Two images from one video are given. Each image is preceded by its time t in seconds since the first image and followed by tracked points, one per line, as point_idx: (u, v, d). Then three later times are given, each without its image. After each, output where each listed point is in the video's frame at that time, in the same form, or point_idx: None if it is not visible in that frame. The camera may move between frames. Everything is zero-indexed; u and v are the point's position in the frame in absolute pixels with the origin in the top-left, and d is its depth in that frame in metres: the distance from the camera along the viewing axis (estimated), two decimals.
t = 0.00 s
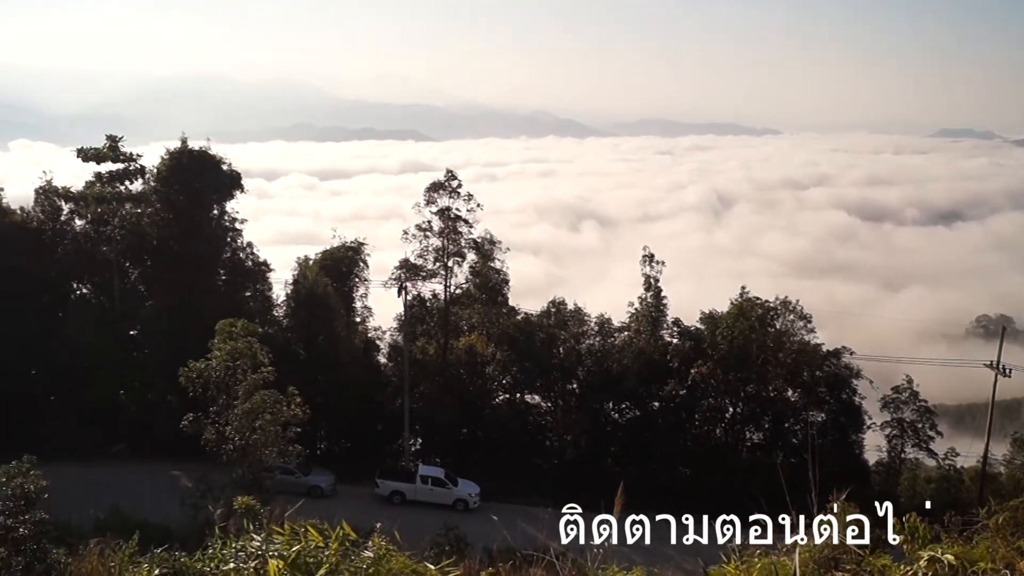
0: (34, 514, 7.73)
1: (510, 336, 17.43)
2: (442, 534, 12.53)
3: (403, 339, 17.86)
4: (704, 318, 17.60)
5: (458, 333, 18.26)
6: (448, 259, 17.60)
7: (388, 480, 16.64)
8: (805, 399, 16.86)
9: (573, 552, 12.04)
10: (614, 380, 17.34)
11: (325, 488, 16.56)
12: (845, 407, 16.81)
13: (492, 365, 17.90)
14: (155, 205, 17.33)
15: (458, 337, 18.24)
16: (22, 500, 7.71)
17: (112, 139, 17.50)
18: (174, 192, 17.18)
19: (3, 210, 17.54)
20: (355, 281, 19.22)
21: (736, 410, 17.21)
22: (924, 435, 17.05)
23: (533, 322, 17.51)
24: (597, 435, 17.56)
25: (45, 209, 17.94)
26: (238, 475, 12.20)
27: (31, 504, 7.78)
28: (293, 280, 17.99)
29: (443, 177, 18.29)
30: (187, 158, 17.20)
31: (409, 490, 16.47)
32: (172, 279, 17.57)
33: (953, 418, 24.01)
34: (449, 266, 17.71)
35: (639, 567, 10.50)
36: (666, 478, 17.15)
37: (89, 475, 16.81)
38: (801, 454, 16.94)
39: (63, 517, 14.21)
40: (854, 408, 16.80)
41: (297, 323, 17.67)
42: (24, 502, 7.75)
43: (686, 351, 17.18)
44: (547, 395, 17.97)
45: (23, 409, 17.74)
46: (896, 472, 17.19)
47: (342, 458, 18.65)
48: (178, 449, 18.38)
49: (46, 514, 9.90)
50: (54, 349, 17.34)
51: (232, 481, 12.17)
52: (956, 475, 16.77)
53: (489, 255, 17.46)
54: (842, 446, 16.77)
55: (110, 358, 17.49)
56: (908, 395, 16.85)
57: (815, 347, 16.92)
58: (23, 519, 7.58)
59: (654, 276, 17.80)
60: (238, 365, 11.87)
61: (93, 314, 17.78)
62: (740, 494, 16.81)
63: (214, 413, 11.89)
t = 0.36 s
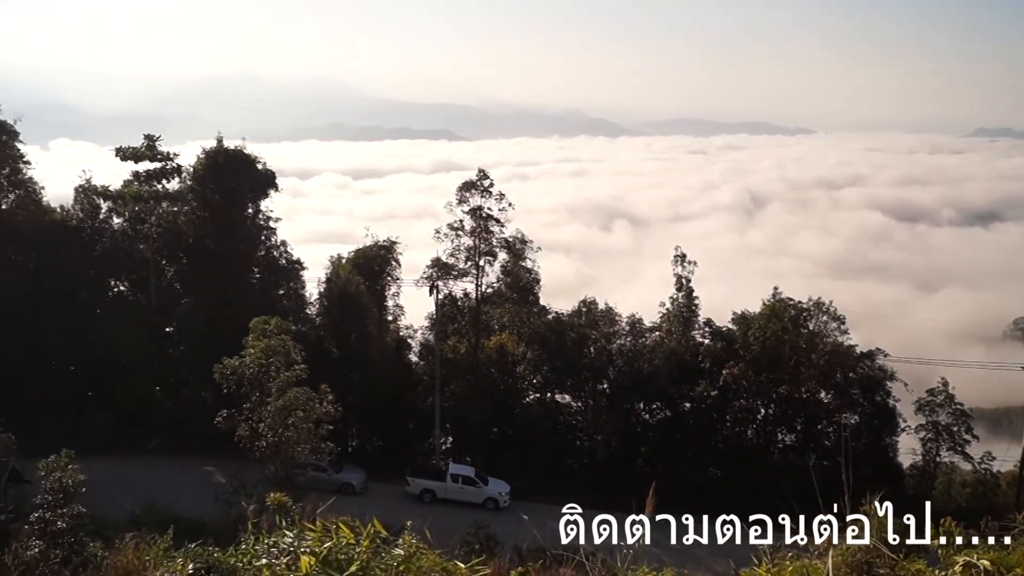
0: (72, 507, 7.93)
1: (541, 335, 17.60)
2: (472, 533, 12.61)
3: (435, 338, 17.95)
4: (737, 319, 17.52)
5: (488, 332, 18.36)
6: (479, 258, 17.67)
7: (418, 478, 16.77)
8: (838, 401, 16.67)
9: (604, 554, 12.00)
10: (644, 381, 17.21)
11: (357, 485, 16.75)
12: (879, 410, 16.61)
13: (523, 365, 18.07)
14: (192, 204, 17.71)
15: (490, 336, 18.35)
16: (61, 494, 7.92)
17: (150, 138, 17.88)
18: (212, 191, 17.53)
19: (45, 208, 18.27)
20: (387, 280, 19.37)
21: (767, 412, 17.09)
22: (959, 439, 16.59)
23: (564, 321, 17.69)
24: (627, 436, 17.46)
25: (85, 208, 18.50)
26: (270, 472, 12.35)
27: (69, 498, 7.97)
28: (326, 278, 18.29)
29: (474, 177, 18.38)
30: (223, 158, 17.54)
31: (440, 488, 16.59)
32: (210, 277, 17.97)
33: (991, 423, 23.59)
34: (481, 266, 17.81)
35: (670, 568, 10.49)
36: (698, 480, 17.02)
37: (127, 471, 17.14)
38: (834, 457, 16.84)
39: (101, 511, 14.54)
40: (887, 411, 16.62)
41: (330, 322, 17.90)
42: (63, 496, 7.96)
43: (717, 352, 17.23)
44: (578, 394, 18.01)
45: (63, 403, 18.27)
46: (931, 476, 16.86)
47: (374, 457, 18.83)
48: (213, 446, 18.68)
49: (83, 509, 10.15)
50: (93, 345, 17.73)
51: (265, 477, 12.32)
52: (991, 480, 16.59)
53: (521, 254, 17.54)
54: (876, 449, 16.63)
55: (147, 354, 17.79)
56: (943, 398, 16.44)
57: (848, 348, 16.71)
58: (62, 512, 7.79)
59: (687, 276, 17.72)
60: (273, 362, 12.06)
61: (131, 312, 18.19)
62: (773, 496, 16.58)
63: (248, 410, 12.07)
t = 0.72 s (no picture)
0: (111, 501, 8.14)
1: (574, 338, 17.47)
2: (503, 534, 12.65)
3: (467, 338, 18.04)
4: (771, 322, 17.33)
5: (520, 333, 18.38)
6: (512, 259, 17.72)
7: (450, 479, 16.86)
8: (874, 407, 16.43)
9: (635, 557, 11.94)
10: (677, 384, 17.16)
11: (389, 484, 16.89)
12: (916, 416, 16.33)
13: (555, 366, 17.95)
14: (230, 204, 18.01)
15: (522, 337, 18.34)
16: (100, 487, 8.15)
17: (189, 139, 18.17)
18: (247, 191, 17.81)
19: (87, 207, 18.67)
20: (420, 281, 19.54)
21: (802, 416, 16.91)
22: (999, 447, 16.00)
23: (597, 324, 17.48)
24: (659, 439, 17.46)
25: (125, 208, 18.85)
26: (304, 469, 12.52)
27: (109, 492, 8.18)
28: (359, 278, 18.43)
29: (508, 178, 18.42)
30: (259, 158, 17.79)
31: (471, 488, 16.66)
32: (242, 276, 18.08)
33: None
34: (513, 267, 17.85)
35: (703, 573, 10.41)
36: (730, 484, 16.97)
37: (165, 466, 17.48)
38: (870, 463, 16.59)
39: (139, 506, 14.86)
40: (925, 417, 16.31)
41: (364, 322, 18.11)
42: (102, 490, 8.19)
43: (750, 355, 17.07)
44: (609, 396, 17.92)
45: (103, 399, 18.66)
46: (969, 484, 16.44)
47: (407, 457, 18.89)
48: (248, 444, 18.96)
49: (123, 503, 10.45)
50: (133, 342, 18.10)
51: (299, 475, 12.49)
52: None
53: (554, 255, 17.57)
54: (912, 456, 16.42)
55: (185, 351, 18.09)
56: (982, 405, 15.79)
57: (885, 353, 16.41)
58: (102, 506, 8.01)
59: (720, 279, 17.57)
60: (307, 361, 12.19)
61: (169, 311, 18.40)
62: (806, 501, 16.51)
63: (282, 408, 12.24)
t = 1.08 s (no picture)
0: (149, 499, 8.38)
1: (606, 340, 17.48)
2: (535, 537, 12.70)
3: (500, 341, 18.12)
4: (806, 326, 17.23)
5: (554, 335, 18.58)
6: (546, 262, 17.78)
7: (483, 481, 16.95)
8: (911, 412, 16.29)
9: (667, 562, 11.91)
10: (712, 388, 17.10)
11: (422, 486, 17.05)
12: (954, 421, 16.11)
13: (588, 368, 18.01)
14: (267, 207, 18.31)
15: (556, 339, 18.56)
16: (138, 486, 8.39)
17: (227, 142, 18.56)
18: (284, 193, 18.15)
19: (128, 209, 19.02)
20: (454, 283, 19.65)
21: (838, 421, 16.73)
22: None
23: (630, 326, 17.50)
24: (693, 443, 17.43)
25: (164, 209, 19.25)
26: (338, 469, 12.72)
27: (145, 490, 8.43)
28: (394, 280, 18.72)
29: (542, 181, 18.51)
30: (296, 161, 18.15)
31: (504, 491, 16.74)
32: (281, 278, 18.45)
33: None
34: (547, 269, 17.92)
35: None
36: (764, 489, 16.69)
37: (203, 465, 17.85)
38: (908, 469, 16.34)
39: (177, 505, 15.20)
40: (963, 423, 16.09)
41: (399, 323, 18.34)
42: (140, 488, 8.44)
43: (785, 359, 16.93)
44: (643, 399, 17.90)
45: (142, 398, 19.08)
46: (1007, 491, 16.00)
47: (440, 457, 19.05)
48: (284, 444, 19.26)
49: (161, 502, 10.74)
50: (172, 343, 18.50)
51: (332, 475, 12.69)
52: None
53: (587, 258, 17.64)
54: (950, 461, 16.20)
55: (222, 352, 18.44)
56: (1023, 411, 15.60)
57: (923, 358, 16.23)
58: (139, 504, 8.25)
59: (755, 282, 17.44)
60: (342, 362, 12.39)
61: (207, 310, 18.67)
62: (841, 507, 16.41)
63: (318, 408, 12.50)
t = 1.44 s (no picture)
0: (178, 503, 8.48)
1: (632, 347, 17.40)
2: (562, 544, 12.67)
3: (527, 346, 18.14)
4: (835, 333, 17.03)
5: (581, 340, 18.46)
6: (573, 268, 17.79)
7: (509, 487, 16.95)
8: (944, 421, 16.00)
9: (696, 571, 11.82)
10: (739, 396, 16.88)
11: (448, 491, 17.11)
12: (987, 431, 15.89)
13: (615, 375, 17.96)
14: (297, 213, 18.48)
15: (582, 345, 18.44)
16: (169, 489, 8.50)
17: (258, 149, 18.82)
18: (314, 200, 18.34)
19: (160, 215, 19.31)
20: (480, 289, 19.77)
21: (868, 430, 16.42)
22: None
23: (658, 333, 17.43)
24: (722, 452, 17.33)
25: (196, 216, 19.68)
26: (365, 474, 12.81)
27: (175, 494, 8.52)
28: (422, 286, 18.86)
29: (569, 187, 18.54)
30: (325, 167, 18.35)
31: (531, 497, 16.73)
32: (311, 284, 18.70)
33: None
34: (574, 275, 17.92)
35: None
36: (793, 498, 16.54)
37: (232, 469, 18.06)
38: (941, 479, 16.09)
39: (206, 508, 15.39)
40: (997, 432, 15.86)
41: (425, 329, 18.41)
42: (170, 491, 8.53)
43: (815, 366, 16.73)
44: (670, 407, 17.80)
45: (173, 402, 19.39)
46: None
47: (466, 463, 19.12)
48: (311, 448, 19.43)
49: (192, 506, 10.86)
50: (203, 348, 18.75)
51: (359, 480, 12.77)
52: None
53: (614, 264, 17.62)
54: (985, 472, 15.86)
55: (251, 357, 18.62)
56: None
57: (954, 367, 16.02)
58: (169, 507, 8.35)
59: (783, 288, 17.34)
60: (369, 367, 12.50)
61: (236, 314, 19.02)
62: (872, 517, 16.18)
63: (345, 413, 12.58)
